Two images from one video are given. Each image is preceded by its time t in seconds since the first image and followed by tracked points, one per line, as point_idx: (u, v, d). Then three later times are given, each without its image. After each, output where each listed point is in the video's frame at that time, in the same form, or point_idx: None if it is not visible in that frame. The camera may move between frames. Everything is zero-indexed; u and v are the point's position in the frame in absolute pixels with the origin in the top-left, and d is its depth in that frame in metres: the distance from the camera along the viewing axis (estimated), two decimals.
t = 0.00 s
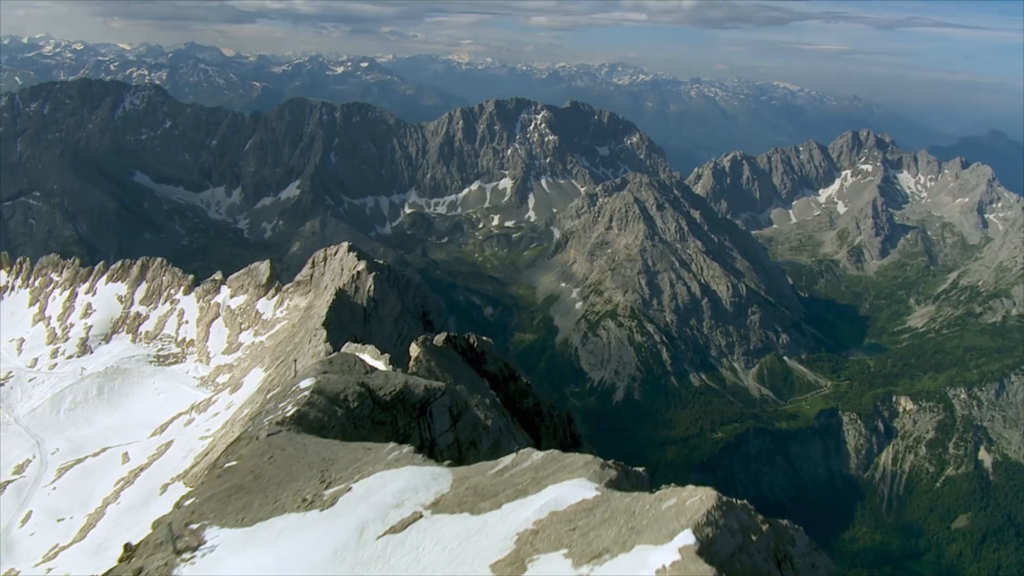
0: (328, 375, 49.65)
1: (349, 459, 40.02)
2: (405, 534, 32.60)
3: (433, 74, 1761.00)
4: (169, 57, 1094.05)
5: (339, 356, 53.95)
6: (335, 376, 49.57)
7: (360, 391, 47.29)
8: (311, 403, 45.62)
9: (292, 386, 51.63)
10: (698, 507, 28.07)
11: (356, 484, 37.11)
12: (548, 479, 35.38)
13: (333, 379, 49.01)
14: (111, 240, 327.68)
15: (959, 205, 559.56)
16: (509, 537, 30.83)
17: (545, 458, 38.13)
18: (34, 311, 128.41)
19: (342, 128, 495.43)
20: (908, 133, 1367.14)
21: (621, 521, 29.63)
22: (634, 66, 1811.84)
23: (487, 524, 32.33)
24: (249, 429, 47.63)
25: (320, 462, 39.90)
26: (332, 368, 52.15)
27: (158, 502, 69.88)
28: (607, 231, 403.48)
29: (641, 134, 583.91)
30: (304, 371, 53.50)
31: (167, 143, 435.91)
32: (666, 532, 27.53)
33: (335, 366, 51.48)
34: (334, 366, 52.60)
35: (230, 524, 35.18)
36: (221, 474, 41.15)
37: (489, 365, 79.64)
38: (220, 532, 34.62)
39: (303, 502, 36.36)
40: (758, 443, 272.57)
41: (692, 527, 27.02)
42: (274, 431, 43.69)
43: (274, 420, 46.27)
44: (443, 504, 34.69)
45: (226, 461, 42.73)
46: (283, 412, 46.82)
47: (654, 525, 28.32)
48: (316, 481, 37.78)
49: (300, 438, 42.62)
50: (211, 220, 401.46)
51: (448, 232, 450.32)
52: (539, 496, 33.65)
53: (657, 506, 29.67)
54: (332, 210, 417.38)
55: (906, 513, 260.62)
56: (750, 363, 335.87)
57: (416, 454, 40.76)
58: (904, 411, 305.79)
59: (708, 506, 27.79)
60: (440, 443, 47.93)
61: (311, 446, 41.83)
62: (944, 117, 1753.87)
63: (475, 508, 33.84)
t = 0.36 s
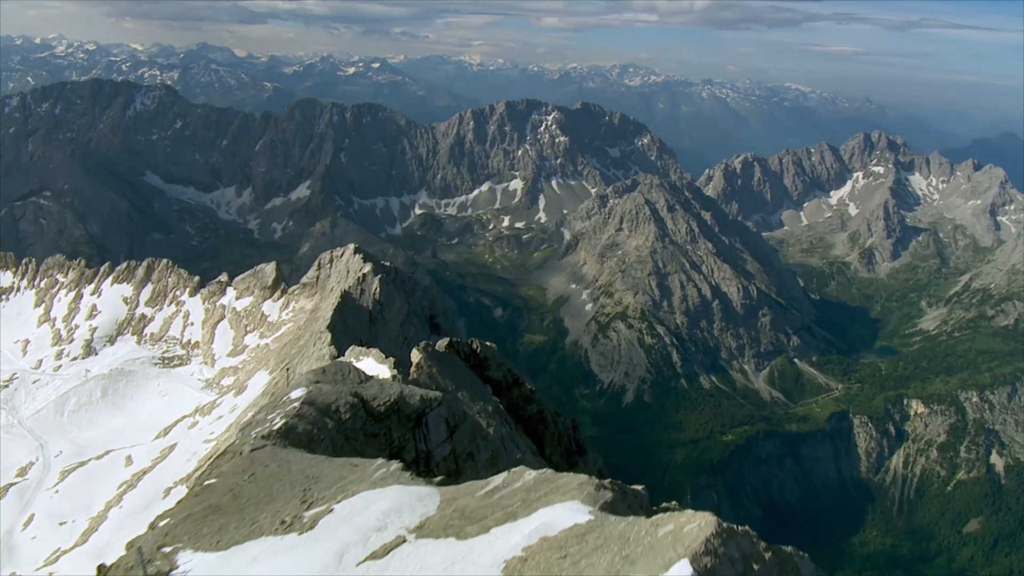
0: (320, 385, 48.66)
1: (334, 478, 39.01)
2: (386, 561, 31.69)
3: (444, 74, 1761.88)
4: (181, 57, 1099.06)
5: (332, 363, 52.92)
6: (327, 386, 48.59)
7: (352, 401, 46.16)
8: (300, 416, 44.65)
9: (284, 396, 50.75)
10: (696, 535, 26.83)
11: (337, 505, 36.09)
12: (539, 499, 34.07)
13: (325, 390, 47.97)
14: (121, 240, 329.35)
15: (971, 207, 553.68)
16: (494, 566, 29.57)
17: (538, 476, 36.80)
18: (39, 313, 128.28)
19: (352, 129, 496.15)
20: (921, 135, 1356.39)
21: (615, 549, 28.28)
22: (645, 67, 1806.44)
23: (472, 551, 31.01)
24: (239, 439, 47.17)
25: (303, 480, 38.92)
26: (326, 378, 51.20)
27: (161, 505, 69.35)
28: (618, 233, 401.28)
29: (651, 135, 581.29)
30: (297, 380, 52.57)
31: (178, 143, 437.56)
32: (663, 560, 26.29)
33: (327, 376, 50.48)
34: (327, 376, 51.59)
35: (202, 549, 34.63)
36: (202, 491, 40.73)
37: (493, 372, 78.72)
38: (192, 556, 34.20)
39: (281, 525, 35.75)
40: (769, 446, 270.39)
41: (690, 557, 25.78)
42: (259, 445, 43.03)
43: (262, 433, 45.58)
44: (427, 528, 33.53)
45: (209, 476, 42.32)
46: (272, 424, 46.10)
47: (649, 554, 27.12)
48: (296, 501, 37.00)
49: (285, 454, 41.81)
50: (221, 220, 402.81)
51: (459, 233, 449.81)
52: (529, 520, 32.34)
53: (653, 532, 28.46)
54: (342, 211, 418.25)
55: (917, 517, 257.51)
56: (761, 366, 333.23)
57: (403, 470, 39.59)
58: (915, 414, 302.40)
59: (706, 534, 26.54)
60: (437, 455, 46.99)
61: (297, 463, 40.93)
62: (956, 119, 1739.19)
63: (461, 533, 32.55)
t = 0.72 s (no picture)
0: (312, 396, 47.64)
1: (316, 498, 37.80)
2: None
3: (455, 75, 1762.37)
4: (193, 58, 1105.81)
5: (326, 373, 51.99)
6: (319, 397, 47.61)
7: (344, 413, 45.10)
8: (289, 428, 43.71)
9: (276, 407, 49.86)
10: (693, 567, 25.89)
11: (317, 529, 34.84)
12: (529, 524, 32.62)
13: (317, 401, 46.98)
14: (131, 241, 331.39)
15: (984, 209, 547.70)
16: None
17: (531, 498, 35.45)
18: (45, 314, 127.76)
19: (363, 129, 496.83)
20: (934, 136, 1344.89)
21: None
22: (658, 68, 1801.16)
23: None
24: (228, 452, 46.43)
25: (284, 500, 37.84)
26: (319, 388, 50.21)
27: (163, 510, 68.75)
28: (629, 235, 399.44)
29: (662, 136, 578.50)
30: (291, 390, 51.71)
31: (189, 144, 439.47)
32: None
33: (320, 386, 49.51)
34: (320, 385, 50.61)
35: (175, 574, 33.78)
36: (181, 511, 40.09)
37: (496, 378, 77.65)
38: None
39: (257, 549, 34.57)
40: (779, 450, 269.24)
41: None
42: (243, 462, 42.13)
43: (250, 446, 44.77)
44: (410, 554, 31.89)
45: (192, 494, 41.62)
46: (260, 437, 45.20)
47: None
48: (276, 523, 35.83)
49: (270, 471, 40.84)
50: (231, 220, 404.04)
51: (470, 234, 449.33)
52: (518, 547, 30.85)
53: (648, 562, 27.37)
54: (352, 211, 419.17)
55: (928, 521, 254.50)
56: (772, 368, 330.58)
57: (390, 490, 38.21)
58: (927, 417, 299.48)
59: (703, 565, 25.68)
60: (432, 468, 45.91)
61: (283, 480, 39.86)
62: (970, 121, 1723.68)
63: (445, 560, 30.91)
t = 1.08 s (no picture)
0: (302, 407, 46.33)
1: (297, 518, 35.98)
2: None
3: (465, 76, 1764.25)
4: (205, 58, 1113.84)
5: (319, 382, 50.61)
6: (310, 408, 46.37)
7: (335, 425, 43.85)
8: (276, 441, 42.41)
9: (267, 418, 48.68)
10: None
11: (294, 553, 32.72)
12: (518, 551, 29.94)
13: (307, 413, 45.68)
14: (141, 241, 332.93)
15: (997, 211, 541.64)
16: None
17: (521, 521, 32.81)
18: (50, 315, 127.65)
19: (373, 130, 497.41)
20: (947, 138, 1333.40)
21: None
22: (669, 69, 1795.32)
23: None
24: (215, 465, 45.03)
25: (263, 521, 36.07)
26: (310, 399, 48.97)
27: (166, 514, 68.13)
28: (639, 236, 397.30)
29: (673, 138, 575.55)
30: (282, 400, 50.48)
31: (199, 144, 441.13)
32: None
33: (312, 397, 48.18)
34: (313, 397, 49.39)
35: None
36: (158, 528, 38.43)
37: (500, 385, 76.60)
38: None
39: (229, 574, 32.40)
40: (790, 451, 265.15)
41: None
42: (225, 477, 40.48)
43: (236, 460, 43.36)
44: None
45: (170, 511, 39.90)
46: (247, 450, 43.77)
47: None
48: (252, 546, 33.92)
49: (252, 489, 39.31)
50: (242, 221, 405.62)
51: (480, 235, 448.56)
52: None
53: None
54: (362, 212, 419.79)
55: (939, 525, 251.25)
56: (782, 371, 327.80)
57: (374, 509, 36.25)
58: (938, 420, 293.61)
59: None
60: (428, 481, 44.38)
61: (268, 498, 38.42)
62: (984, 123, 1707.73)
63: None
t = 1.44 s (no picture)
0: (291, 419, 44.56)
1: (276, 540, 33.66)
2: None
3: (476, 78, 1765.50)
4: (217, 59, 1120.94)
5: (311, 392, 48.94)
6: (300, 421, 44.53)
7: (325, 439, 42.08)
8: (263, 455, 40.26)
9: (256, 430, 46.94)
10: None
11: None
12: None
13: (296, 425, 43.82)
14: (151, 241, 334.35)
15: (1010, 214, 535.25)
16: None
17: (508, 548, 31.31)
18: (56, 317, 127.58)
19: (384, 131, 497.83)
20: (962, 140, 1319.73)
21: None
22: (681, 71, 1789.02)
23: None
24: (199, 480, 42.73)
25: (241, 544, 33.66)
26: (301, 410, 47.09)
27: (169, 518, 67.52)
28: (650, 238, 394.84)
29: (685, 139, 572.43)
30: (273, 412, 48.71)
31: (210, 144, 443.15)
32: None
33: (303, 408, 46.46)
34: (303, 409, 47.55)
35: None
36: (131, 552, 35.98)
37: (503, 392, 75.60)
38: None
39: None
40: (800, 455, 263.97)
41: None
42: (206, 494, 38.15)
43: (220, 475, 41.11)
44: None
45: (145, 532, 37.44)
46: (231, 466, 41.57)
47: None
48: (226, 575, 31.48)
49: (233, 507, 37.00)
50: (252, 221, 407.05)
51: (490, 236, 447.58)
52: None
53: None
54: (372, 213, 420.16)
55: (951, 530, 247.75)
56: (793, 373, 324.74)
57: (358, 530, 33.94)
58: (950, 424, 290.13)
59: None
60: (422, 495, 42.62)
61: (249, 519, 35.95)
62: (998, 125, 1688.94)
63: None
